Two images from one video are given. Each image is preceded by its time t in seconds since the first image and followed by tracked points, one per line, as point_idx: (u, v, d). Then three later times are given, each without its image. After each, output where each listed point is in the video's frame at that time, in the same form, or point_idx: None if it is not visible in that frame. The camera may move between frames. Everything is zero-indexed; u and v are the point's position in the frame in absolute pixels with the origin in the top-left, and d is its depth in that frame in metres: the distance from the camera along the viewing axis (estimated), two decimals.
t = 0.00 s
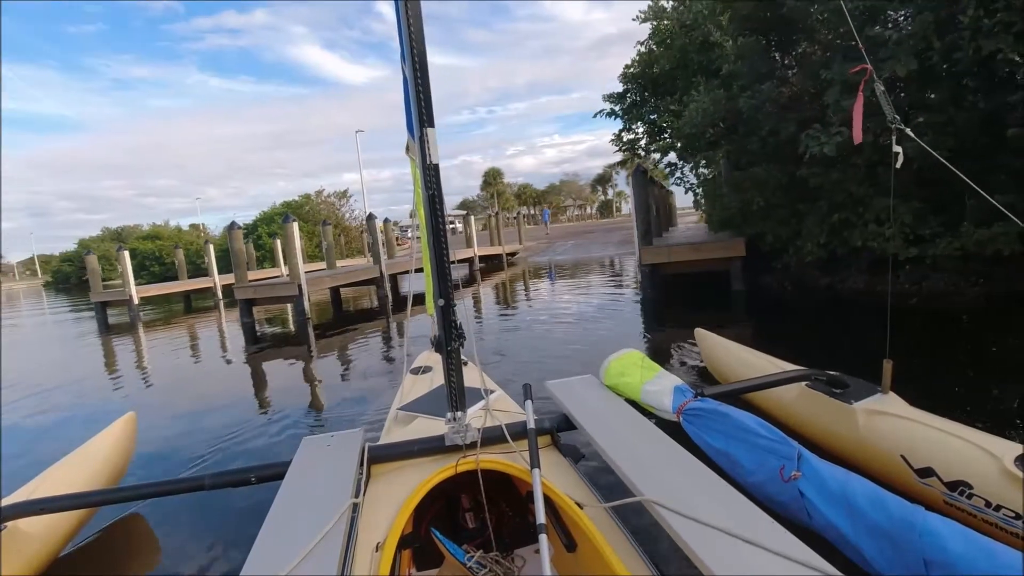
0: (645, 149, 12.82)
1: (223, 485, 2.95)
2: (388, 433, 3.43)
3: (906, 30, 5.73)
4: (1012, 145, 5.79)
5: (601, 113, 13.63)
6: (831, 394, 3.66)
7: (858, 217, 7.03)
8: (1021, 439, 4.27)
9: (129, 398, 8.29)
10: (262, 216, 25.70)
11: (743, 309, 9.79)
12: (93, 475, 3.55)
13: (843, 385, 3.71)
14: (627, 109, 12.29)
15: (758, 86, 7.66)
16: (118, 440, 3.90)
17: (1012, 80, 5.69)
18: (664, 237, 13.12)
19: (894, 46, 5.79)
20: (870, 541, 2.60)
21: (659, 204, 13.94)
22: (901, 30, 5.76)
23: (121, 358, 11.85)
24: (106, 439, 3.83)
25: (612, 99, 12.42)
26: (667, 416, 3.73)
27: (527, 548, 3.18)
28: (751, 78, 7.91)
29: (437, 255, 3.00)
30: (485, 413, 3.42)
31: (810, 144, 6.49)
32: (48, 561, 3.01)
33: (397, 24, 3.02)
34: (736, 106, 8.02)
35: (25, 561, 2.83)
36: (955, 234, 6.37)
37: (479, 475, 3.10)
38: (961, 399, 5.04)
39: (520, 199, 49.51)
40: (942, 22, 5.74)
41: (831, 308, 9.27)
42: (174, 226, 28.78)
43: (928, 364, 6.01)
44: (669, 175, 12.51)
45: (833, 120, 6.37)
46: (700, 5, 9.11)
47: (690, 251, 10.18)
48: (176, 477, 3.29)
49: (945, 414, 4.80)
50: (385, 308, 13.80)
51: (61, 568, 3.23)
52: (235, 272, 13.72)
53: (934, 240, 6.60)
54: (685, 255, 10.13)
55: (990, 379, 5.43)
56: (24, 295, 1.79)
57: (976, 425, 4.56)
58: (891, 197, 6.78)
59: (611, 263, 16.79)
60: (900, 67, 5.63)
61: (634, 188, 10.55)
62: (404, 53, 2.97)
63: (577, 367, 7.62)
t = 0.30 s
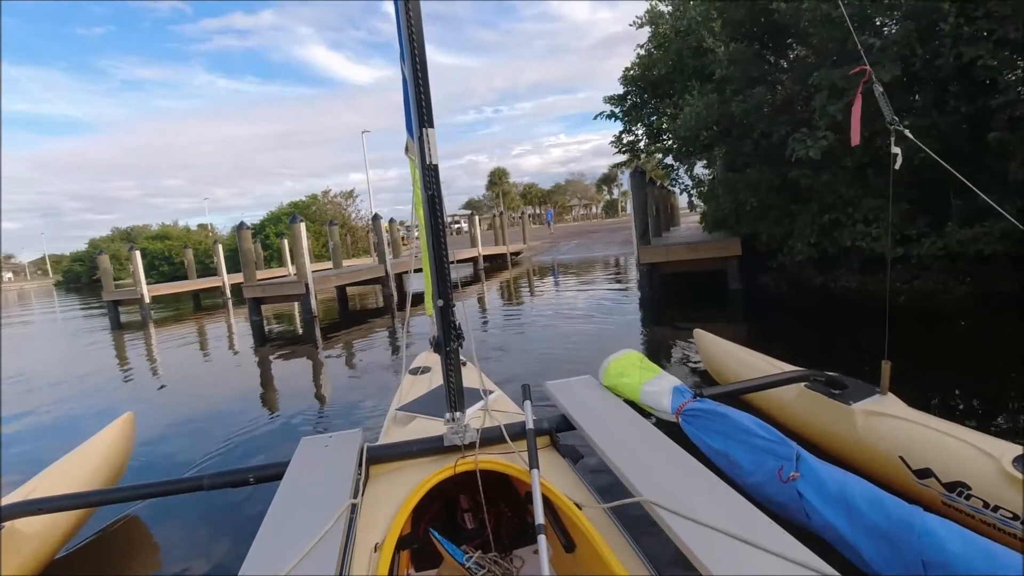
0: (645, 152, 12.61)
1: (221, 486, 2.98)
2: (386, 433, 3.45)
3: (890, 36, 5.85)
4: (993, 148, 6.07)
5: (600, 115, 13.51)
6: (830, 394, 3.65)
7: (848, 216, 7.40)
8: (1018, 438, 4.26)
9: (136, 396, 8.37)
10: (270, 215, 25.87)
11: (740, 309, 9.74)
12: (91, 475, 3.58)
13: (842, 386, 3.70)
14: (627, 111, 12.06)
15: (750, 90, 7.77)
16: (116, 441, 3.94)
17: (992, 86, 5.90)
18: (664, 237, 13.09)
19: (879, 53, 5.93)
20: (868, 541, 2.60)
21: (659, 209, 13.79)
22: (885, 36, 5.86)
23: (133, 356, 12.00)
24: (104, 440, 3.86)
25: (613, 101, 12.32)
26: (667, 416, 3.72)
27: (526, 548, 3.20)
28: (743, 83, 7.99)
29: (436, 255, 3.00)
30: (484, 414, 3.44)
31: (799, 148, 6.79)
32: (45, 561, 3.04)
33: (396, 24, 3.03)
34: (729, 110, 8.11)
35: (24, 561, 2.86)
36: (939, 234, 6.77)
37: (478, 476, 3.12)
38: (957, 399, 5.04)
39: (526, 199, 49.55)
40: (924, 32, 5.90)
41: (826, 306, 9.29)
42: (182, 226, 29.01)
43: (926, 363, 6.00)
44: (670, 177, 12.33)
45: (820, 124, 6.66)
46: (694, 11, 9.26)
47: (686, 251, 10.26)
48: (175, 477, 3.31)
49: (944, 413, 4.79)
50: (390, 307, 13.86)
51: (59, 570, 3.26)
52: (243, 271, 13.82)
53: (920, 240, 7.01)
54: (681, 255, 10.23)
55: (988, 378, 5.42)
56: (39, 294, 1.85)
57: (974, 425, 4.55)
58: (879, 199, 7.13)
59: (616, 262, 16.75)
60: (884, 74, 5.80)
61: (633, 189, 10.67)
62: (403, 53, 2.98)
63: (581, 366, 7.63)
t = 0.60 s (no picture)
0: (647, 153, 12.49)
1: (221, 485, 3.01)
2: (386, 432, 3.48)
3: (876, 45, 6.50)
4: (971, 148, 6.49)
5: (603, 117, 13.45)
6: (830, 394, 3.64)
7: (838, 216, 7.80)
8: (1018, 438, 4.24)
9: (144, 394, 8.47)
10: (279, 215, 26.06)
11: (740, 309, 9.69)
12: (89, 476, 3.62)
13: (842, 385, 3.68)
14: (629, 112, 11.94)
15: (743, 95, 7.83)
16: (115, 443, 3.98)
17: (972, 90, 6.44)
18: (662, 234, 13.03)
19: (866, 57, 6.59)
20: (868, 541, 2.59)
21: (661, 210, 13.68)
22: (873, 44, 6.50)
23: (145, 354, 12.16)
24: (103, 442, 3.90)
25: (616, 104, 12.27)
26: (667, 416, 3.73)
27: (526, 548, 3.21)
28: (735, 86, 8.04)
29: (436, 255, 3.02)
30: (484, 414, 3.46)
31: (785, 148, 7.14)
32: (44, 561, 3.08)
33: (397, 25, 3.05)
34: (722, 113, 8.21)
35: (24, 561, 2.90)
36: (925, 234, 7.19)
37: (477, 475, 3.14)
38: (952, 399, 5.02)
39: (533, 198, 49.48)
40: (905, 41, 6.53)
41: (821, 305, 9.29)
42: (193, 226, 29.26)
43: (927, 363, 5.98)
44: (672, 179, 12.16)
45: (807, 127, 6.99)
46: (689, 17, 9.38)
47: (684, 251, 10.21)
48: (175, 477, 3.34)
49: (943, 413, 4.76)
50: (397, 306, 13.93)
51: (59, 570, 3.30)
52: (254, 270, 13.95)
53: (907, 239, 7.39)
54: (679, 255, 10.17)
55: (987, 378, 5.41)
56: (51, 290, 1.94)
57: (974, 425, 4.52)
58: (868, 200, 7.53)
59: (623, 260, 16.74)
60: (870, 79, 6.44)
61: (634, 192, 10.50)
62: (403, 52, 3.00)
63: (585, 364, 7.64)
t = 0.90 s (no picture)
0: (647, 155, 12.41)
1: (221, 487, 3.03)
2: (386, 433, 3.49)
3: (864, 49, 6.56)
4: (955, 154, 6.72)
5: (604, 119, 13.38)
6: (830, 394, 3.62)
7: (832, 217, 7.78)
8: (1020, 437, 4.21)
9: (150, 394, 8.53)
10: (288, 215, 26.21)
11: (737, 308, 9.64)
12: (89, 478, 3.65)
13: (842, 385, 3.66)
14: (630, 114, 12.03)
15: (738, 97, 8.08)
16: (114, 445, 4.02)
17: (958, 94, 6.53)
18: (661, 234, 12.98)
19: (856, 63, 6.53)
20: (870, 542, 2.57)
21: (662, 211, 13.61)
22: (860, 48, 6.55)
23: (156, 352, 12.28)
24: (102, 445, 3.94)
25: (618, 105, 12.24)
26: (667, 417, 3.72)
27: (527, 549, 3.24)
28: (732, 89, 8.30)
29: (436, 256, 3.05)
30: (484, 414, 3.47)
31: (775, 150, 7.27)
32: (43, 564, 3.11)
33: (396, 27, 3.07)
34: (717, 117, 8.35)
35: (22, 564, 2.93)
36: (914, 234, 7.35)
37: (478, 476, 3.15)
38: (953, 398, 4.99)
39: (539, 197, 49.54)
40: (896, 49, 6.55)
41: (818, 304, 9.26)
42: (201, 226, 29.44)
43: (929, 362, 5.93)
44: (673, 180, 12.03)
45: (798, 131, 7.10)
46: (686, 23, 9.46)
47: (684, 249, 10.24)
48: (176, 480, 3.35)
49: (944, 413, 4.73)
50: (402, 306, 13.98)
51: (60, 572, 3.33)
52: (262, 269, 14.04)
53: (897, 239, 7.51)
54: (678, 253, 10.22)
55: (987, 377, 5.38)
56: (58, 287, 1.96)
57: (975, 424, 4.49)
58: (860, 200, 7.54)
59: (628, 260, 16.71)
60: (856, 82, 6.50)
61: (633, 193, 10.47)
62: (403, 52, 3.02)
63: (590, 364, 7.64)
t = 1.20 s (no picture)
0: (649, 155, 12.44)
1: (221, 488, 3.05)
2: (386, 433, 3.51)
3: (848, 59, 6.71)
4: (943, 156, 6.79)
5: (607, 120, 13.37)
6: (830, 394, 3.60)
7: (826, 217, 7.91)
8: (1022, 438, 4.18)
9: (157, 393, 8.60)
10: (295, 215, 26.31)
11: (736, 308, 9.57)
12: (89, 479, 3.68)
13: (842, 385, 3.63)
14: (634, 116, 12.03)
15: (734, 101, 8.21)
16: (113, 446, 4.04)
17: (945, 98, 6.73)
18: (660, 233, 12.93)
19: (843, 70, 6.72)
20: (871, 542, 2.56)
21: (665, 211, 13.57)
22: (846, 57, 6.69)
23: (164, 350, 12.39)
24: (101, 445, 3.97)
25: (621, 106, 12.21)
26: (667, 417, 3.72)
27: (528, 549, 3.25)
28: (728, 92, 8.37)
29: (435, 256, 3.06)
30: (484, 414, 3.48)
31: (767, 152, 7.47)
32: (42, 564, 3.13)
33: (396, 28, 3.08)
34: (713, 120, 8.39)
35: (22, 565, 2.95)
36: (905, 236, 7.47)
37: (478, 476, 3.16)
38: (951, 399, 4.96)
39: (546, 196, 49.55)
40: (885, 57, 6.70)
41: (815, 304, 9.22)
42: (210, 225, 29.63)
43: (931, 362, 5.90)
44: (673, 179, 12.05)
45: (789, 134, 7.36)
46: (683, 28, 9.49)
47: (684, 249, 10.24)
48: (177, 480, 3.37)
49: (945, 413, 4.70)
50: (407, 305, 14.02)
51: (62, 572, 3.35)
52: (271, 268, 14.15)
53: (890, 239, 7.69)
54: (678, 253, 10.22)
55: (988, 377, 5.35)
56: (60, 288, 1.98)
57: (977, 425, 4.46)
58: (853, 201, 7.71)
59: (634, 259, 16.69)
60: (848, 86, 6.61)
61: (633, 192, 10.58)
62: (402, 52, 3.04)
63: (594, 363, 7.64)
